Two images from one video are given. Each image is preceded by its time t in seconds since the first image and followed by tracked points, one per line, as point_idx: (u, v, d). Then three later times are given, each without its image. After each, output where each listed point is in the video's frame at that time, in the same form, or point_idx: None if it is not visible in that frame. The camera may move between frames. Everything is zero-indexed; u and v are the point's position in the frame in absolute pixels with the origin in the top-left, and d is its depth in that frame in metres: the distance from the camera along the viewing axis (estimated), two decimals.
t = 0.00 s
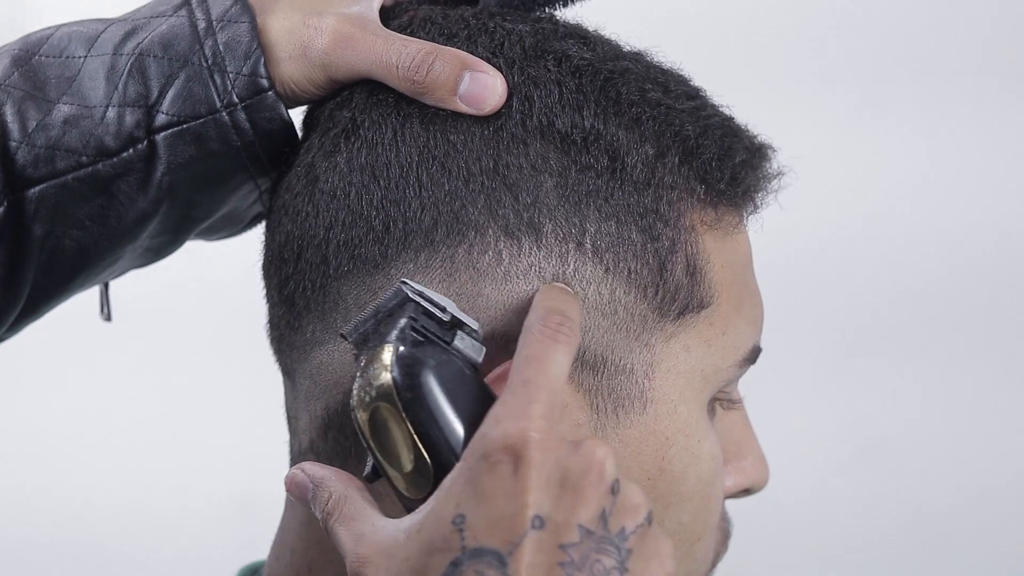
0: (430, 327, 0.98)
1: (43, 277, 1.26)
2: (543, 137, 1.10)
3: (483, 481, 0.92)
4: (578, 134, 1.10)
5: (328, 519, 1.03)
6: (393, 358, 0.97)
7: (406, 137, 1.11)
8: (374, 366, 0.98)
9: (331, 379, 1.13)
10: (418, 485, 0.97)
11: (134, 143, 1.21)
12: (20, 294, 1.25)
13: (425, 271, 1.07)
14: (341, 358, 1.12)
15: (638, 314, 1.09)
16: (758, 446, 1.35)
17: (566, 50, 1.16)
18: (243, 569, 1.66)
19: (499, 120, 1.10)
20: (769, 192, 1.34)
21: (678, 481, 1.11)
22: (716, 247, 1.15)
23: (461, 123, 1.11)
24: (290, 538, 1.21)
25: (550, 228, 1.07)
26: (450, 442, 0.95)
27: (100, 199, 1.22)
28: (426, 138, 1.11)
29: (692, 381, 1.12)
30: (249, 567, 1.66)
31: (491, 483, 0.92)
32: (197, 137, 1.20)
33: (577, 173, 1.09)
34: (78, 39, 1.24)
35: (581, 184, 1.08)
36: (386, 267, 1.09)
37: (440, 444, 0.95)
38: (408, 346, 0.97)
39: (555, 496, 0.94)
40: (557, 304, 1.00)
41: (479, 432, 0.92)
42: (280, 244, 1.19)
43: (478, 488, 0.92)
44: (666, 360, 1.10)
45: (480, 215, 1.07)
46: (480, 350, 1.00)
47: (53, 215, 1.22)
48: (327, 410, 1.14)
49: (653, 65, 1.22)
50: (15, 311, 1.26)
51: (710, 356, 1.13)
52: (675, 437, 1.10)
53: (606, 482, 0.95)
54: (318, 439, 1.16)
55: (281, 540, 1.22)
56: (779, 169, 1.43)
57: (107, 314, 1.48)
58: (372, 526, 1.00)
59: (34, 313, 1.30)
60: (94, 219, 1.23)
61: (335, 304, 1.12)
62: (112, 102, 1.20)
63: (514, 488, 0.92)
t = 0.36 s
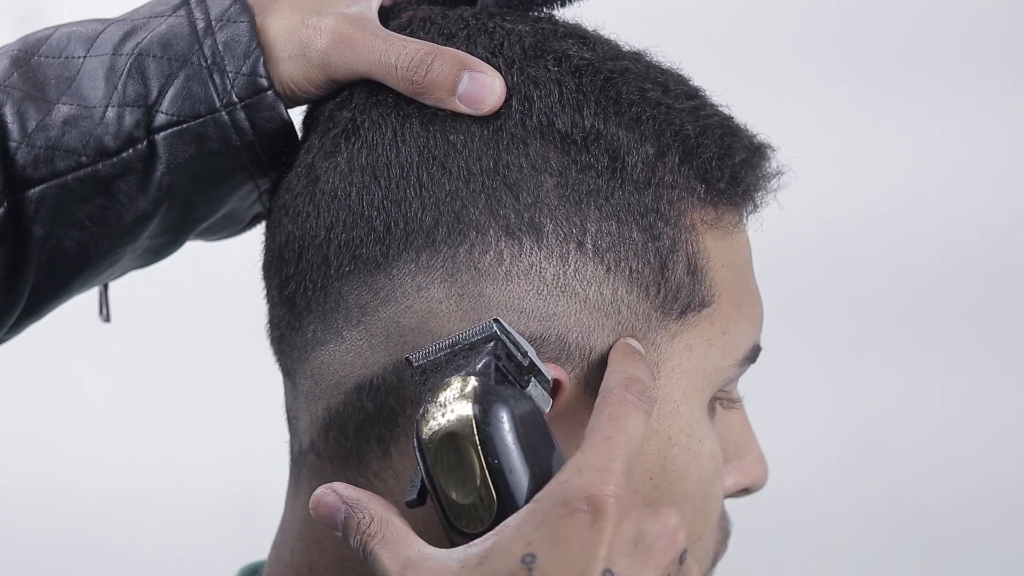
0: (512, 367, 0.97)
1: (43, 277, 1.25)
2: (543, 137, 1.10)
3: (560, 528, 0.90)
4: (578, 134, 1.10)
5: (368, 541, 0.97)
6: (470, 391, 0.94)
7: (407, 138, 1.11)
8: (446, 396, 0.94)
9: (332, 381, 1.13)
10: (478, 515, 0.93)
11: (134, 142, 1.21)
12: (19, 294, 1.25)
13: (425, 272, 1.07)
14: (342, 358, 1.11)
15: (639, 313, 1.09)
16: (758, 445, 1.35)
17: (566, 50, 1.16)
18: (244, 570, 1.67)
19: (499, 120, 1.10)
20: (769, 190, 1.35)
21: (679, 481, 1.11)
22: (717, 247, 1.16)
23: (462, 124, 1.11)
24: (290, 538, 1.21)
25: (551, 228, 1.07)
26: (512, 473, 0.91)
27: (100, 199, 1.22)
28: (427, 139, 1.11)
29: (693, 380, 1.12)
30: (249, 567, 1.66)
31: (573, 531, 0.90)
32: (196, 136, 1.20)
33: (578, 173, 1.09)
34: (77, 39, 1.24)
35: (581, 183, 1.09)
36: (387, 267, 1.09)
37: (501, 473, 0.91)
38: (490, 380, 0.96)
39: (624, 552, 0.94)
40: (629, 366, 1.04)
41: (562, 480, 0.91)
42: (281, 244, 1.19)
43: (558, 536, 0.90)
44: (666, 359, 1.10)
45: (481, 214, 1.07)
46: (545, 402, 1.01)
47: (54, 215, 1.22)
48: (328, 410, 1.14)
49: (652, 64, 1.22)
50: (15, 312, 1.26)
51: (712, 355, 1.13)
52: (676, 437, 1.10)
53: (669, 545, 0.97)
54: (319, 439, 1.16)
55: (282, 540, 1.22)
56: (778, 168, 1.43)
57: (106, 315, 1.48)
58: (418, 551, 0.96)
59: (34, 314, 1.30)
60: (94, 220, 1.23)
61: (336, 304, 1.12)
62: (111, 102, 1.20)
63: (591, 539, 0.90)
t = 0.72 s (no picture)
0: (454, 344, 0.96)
1: (43, 277, 1.25)
2: (540, 137, 1.10)
3: (509, 499, 0.90)
4: (576, 134, 1.10)
5: (323, 535, 0.98)
6: (409, 372, 0.94)
7: (404, 137, 1.11)
8: (382, 379, 0.94)
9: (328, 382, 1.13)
10: (427, 495, 0.93)
11: (132, 142, 1.21)
12: (20, 294, 1.25)
13: (421, 271, 1.07)
14: (339, 357, 1.11)
15: (635, 313, 1.09)
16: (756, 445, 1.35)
17: (564, 50, 1.16)
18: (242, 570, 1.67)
19: (497, 119, 1.10)
20: (767, 190, 1.34)
21: (676, 480, 1.11)
22: (714, 247, 1.16)
23: (459, 123, 1.11)
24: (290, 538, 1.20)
25: (547, 227, 1.07)
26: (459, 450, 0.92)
27: (99, 198, 1.22)
28: (424, 138, 1.11)
29: (689, 380, 1.12)
30: (248, 568, 1.66)
31: (521, 500, 0.90)
32: (195, 136, 1.20)
33: (575, 172, 1.09)
34: (75, 39, 1.24)
35: (578, 183, 1.09)
36: (383, 266, 1.09)
37: (447, 450, 0.92)
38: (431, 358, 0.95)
39: (579, 522, 0.92)
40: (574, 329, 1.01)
41: (505, 452, 0.91)
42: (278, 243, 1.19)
43: (507, 508, 0.90)
44: (662, 358, 1.10)
45: (477, 213, 1.07)
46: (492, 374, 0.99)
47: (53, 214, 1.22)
48: (324, 409, 1.13)
49: (651, 64, 1.22)
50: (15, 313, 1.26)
51: (708, 355, 1.13)
52: (672, 436, 1.10)
53: (630, 510, 0.93)
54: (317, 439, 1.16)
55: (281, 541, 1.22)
56: (777, 169, 1.43)
57: (106, 316, 1.48)
58: (371, 539, 0.96)
59: (35, 315, 1.30)
60: (94, 219, 1.23)
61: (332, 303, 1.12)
62: (109, 102, 1.20)
63: (539, 507, 0.90)
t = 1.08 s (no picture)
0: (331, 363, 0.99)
1: (44, 279, 1.25)
2: (539, 136, 1.10)
3: (375, 477, 0.91)
4: (574, 133, 1.10)
5: None
6: (295, 397, 0.98)
7: (401, 137, 1.11)
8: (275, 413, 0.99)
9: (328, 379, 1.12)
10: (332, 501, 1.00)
11: (131, 143, 1.21)
12: (22, 297, 1.25)
13: (419, 270, 1.07)
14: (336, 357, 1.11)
15: (633, 312, 1.09)
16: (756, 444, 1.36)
17: (562, 49, 1.16)
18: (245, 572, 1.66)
19: (495, 119, 1.10)
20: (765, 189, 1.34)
21: (675, 479, 1.11)
22: (713, 246, 1.16)
23: (458, 124, 1.11)
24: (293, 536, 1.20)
25: (544, 226, 1.07)
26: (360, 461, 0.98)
27: (99, 199, 1.22)
28: (422, 138, 1.11)
29: (689, 378, 1.12)
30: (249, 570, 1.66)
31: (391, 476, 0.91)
32: (194, 136, 1.20)
33: (573, 172, 1.09)
34: (73, 41, 1.24)
35: (576, 183, 1.09)
36: (381, 266, 1.09)
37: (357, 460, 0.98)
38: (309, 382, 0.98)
39: (446, 480, 0.91)
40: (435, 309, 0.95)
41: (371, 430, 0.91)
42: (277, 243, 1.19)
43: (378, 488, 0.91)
44: (661, 357, 1.10)
45: (475, 213, 1.07)
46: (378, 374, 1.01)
47: (54, 216, 1.22)
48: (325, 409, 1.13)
49: (649, 63, 1.22)
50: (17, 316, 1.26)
51: (708, 353, 1.13)
52: (672, 435, 1.10)
53: (495, 455, 0.91)
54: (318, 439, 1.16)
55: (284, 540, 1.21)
56: (777, 168, 1.43)
57: (109, 318, 1.48)
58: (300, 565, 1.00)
59: (38, 318, 1.29)
60: (94, 220, 1.23)
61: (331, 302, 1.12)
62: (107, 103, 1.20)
63: (401, 478, 0.90)
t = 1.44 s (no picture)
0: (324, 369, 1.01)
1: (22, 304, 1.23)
2: (549, 150, 1.09)
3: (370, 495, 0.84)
4: (584, 145, 1.09)
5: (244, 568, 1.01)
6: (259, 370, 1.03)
7: (411, 150, 1.11)
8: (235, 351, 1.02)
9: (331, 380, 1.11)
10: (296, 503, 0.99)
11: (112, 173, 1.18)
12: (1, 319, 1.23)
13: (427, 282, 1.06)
14: (339, 362, 1.10)
15: (640, 318, 1.09)
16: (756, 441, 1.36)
17: (569, 58, 1.16)
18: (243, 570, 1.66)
19: (505, 130, 1.09)
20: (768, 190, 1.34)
21: (678, 479, 1.11)
22: (717, 251, 1.15)
23: (467, 136, 1.10)
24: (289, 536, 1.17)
25: (555, 240, 1.06)
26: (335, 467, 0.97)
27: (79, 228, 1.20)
28: (431, 152, 1.10)
29: (694, 381, 1.12)
30: (248, 569, 1.66)
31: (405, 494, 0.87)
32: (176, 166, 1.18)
33: (584, 184, 1.08)
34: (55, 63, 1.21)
35: (587, 196, 1.08)
36: (387, 277, 1.08)
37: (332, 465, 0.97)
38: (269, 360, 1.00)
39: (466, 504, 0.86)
40: (446, 337, 0.85)
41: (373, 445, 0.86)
42: (280, 247, 1.19)
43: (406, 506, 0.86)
44: (667, 361, 1.10)
45: (485, 228, 1.06)
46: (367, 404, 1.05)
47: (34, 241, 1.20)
48: (327, 412, 1.13)
49: (653, 67, 1.22)
50: None
51: (711, 355, 1.13)
52: (675, 436, 1.10)
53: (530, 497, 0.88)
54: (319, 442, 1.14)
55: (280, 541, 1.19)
56: (777, 168, 1.43)
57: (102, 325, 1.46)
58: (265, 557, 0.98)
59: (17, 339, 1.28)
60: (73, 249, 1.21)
61: (336, 312, 1.11)
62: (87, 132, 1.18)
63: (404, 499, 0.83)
